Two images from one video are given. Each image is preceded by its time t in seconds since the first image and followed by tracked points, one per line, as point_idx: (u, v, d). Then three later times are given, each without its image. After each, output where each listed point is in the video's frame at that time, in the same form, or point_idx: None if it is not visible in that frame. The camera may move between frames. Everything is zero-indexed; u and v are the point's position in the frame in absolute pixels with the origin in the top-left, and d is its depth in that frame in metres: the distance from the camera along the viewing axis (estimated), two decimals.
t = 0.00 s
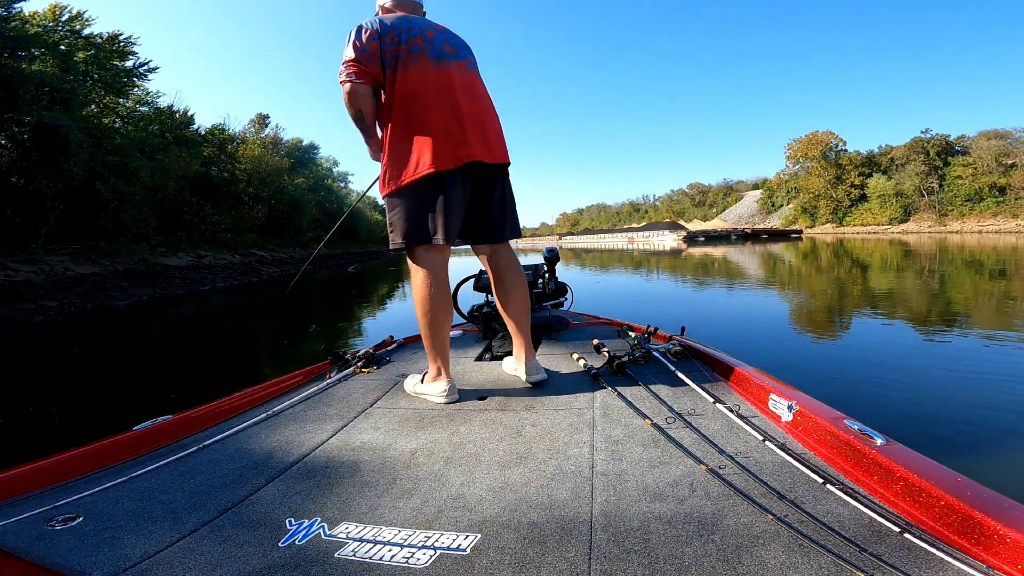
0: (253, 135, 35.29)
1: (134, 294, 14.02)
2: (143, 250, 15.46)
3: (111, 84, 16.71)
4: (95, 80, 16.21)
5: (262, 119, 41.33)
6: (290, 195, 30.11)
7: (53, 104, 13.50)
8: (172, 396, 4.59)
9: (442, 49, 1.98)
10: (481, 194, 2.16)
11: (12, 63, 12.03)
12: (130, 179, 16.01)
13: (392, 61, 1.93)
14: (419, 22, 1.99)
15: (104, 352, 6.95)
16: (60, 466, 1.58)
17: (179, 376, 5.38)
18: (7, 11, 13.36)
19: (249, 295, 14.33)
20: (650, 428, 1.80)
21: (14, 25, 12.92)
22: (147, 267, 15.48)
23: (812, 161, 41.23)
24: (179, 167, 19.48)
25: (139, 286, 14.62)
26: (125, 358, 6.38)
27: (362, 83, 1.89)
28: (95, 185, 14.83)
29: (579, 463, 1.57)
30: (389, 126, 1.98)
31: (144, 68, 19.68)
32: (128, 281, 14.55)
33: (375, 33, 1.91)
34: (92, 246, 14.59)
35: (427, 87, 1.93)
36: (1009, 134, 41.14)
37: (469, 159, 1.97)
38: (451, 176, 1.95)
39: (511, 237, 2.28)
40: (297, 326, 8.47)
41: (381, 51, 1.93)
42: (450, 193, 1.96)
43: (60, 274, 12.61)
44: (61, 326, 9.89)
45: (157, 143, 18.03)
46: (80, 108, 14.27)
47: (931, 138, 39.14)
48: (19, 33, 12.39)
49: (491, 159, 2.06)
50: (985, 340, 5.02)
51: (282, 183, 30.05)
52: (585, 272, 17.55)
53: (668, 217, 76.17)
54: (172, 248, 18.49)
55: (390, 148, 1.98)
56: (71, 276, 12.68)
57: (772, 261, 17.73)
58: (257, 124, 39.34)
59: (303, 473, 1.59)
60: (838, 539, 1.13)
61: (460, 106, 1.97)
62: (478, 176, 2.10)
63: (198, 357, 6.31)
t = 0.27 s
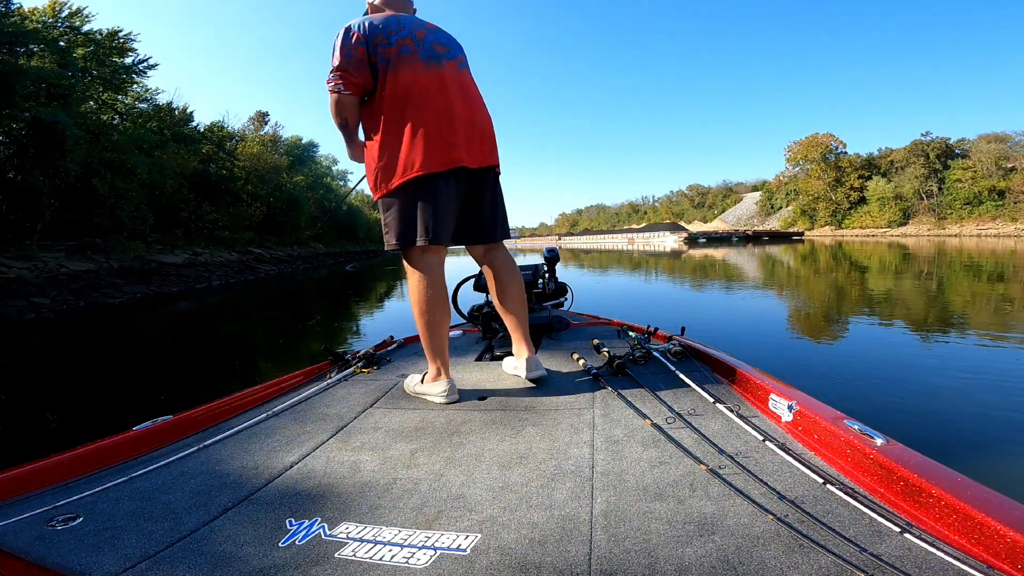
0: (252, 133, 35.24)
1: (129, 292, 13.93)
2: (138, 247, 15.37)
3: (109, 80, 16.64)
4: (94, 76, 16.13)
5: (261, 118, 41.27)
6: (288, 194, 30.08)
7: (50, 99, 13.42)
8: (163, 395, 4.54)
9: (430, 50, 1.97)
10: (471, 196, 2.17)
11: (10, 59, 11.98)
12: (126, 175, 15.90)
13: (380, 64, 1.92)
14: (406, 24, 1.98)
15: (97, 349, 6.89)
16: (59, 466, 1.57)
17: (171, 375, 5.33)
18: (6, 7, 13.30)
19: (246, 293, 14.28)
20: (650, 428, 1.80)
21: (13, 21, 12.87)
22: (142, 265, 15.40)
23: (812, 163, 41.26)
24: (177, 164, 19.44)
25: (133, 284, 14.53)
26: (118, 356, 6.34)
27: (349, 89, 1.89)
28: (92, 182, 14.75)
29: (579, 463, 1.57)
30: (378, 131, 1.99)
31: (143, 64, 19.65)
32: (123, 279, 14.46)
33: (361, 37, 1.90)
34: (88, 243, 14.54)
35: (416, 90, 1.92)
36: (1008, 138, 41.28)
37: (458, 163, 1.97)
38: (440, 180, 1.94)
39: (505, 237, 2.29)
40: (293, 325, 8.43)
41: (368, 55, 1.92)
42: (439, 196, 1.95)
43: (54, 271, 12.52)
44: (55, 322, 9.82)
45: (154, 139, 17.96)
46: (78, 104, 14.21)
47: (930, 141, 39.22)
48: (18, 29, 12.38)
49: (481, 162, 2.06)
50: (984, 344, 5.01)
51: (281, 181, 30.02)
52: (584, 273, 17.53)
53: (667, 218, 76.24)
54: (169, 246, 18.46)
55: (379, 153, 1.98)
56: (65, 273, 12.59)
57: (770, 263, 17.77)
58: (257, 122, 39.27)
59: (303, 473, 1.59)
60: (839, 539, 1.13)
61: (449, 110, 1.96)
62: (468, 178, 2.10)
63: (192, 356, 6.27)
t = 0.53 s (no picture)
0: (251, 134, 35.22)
1: (125, 293, 13.87)
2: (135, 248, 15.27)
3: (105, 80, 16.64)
4: (90, 76, 16.13)
5: (259, 118, 41.22)
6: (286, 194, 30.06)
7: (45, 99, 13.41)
8: (159, 398, 4.49)
9: (431, 50, 1.99)
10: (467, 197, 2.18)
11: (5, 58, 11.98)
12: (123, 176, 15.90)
13: (380, 60, 1.92)
14: (406, 23, 1.99)
15: (93, 351, 6.85)
16: (59, 466, 1.57)
17: (167, 377, 5.29)
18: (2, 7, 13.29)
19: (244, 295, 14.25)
20: (650, 428, 1.80)
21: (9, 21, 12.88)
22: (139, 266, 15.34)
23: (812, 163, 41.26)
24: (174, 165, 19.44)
25: (130, 285, 14.47)
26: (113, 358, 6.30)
27: (350, 83, 1.87)
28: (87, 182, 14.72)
29: (580, 463, 1.57)
30: (377, 126, 1.97)
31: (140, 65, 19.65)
32: (119, 280, 14.40)
33: (362, 32, 1.90)
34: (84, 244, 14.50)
35: (417, 87, 1.92)
36: (1008, 137, 41.29)
37: (458, 161, 1.98)
38: (441, 177, 1.94)
39: (501, 237, 2.30)
40: (291, 326, 8.41)
41: (369, 51, 1.92)
42: (440, 192, 1.94)
43: (50, 272, 12.47)
44: (50, 324, 9.78)
45: (150, 139, 17.95)
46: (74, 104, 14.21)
47: (929, 141, 39.26)
48: (13, 28, 12.42)
49: (479, 162, 2.08)
50: (984, 344, 4.99)
51: (279, 182, 30.01)
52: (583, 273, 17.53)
53: (667, 218, 76.27)
54: (166, 247, 18.44)
55: (378, 148, 1.96)
56: (60, 274, 12.53)
57: (770, 263, 17.81)
58: (255, 122, 39.26)
59: (303, 473, 1.59)
60: (839, 540, 1.13)
61: (449, 109, 1.97)
62: (465, 178, 2.11)
63: (188, 358, 6.23)
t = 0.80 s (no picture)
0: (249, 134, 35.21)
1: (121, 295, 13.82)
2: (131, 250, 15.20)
3: (101, 82, 16.66)
4: (86, 78, 16.15)
5: (257, 118, 41.19)
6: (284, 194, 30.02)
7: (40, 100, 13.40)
8: (153, 403, 4.45)
9: (430, 50, 1.99)
10: (466, 197, 2.17)
11: None
12: (119, 177, 15.66)
13: (380, 59, 1.92)
14: (406, 23, 2.00)
15: (89, 354, 6.82)
16: (59, 466, 1.57)
17: (162, 381, 5.26)
18: None
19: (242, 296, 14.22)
20: (650, 428, 1.80)
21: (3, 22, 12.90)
22: (136, 268, 15.28)
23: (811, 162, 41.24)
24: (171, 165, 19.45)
25: (126, 287, 14.41)
26: (109, 361, 6.27)
27: (350, 81, 1.86)
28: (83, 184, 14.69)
29: (580, 463, 1.57)
30: (377, 125, 1.96)
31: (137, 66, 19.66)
32: (115, 282, 14.34)
33: (362, 31, 1.90)
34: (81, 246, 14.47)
35: (417, 86, 1.92)
36: (1007, 135, 41.26)
37: (458, 162, 1.98)
38: (441, 177, 1.94)
39: (501, 238, 2.31)
40: (289, 328, 8.38)
41: (368, 50, 1.92)
42: (440, 192, 1.93)
43: (45, 275, 12.42)
44: (46, 327, 9.75)
45: (148, 140, 17.96)
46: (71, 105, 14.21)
47: (928, 139, 39.24)
48: (8, 30, 12.46)
49: (479, 162, 2.08)
50: (985, 343, 4.97)
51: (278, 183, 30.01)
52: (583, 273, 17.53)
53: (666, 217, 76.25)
54: (164, 249, 18.42)
55: (377, 148, 1.95)
56: (55, 277, 12.46)
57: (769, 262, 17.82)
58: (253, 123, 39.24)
59: (303, 473, 1.60)
60: (840, 540, 1.13)
61: (449, 109, 1.97)
62: (465, 178, 2.10)
63: (184, 361, 6.20)
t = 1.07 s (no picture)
0: (247, 134, 35.21)
1: (118, 296, 13.75)
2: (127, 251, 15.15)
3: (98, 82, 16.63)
4: (83, 78, 16.12)
5: (256, 119, 41.21)
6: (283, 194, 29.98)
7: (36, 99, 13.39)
8: (147, 406, 4.41)
9: (430, 50, 1.99)
10: (467, 197, 2.18)
11: None
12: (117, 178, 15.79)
13: (379, 61, 1.92)
14: (405, 23, 2.00)
15: (85, 355, 6.79)
16: (60, 465, 1.58)
17: (157, 383, 5.21)
18: None
19: (240, 297, 14.18)
20: (650, 429, 1.80)
21: None
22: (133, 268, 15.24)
23: (810, 162, 41.20)
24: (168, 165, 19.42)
25: (123, 288, 14.35)
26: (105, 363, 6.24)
27: (349, 83, 1.86)
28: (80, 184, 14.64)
29: (579, 462, 1.58)
30: (377, 127, 1.96)
31: (134, 66, 19.64)
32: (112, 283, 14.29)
33: (361, 34, 1.91)
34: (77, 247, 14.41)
35: (417, 86, 1.92)
36: (1007, 134, 41.21)
37: (459, 162, 1.97)
38: (442, 177, 1.94)
39: (502, 237, 2.31)
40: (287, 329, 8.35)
41: (368, 52, 1.92)
42: (441, 192, 1.93)
43: (40, 275, 12.37)
44: (43, 328, 9.73)
45: (145, 140, 17.93)
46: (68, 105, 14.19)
47: (928, 138, 39.24)
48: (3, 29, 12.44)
49: (480, 161, 2.07)
50: (985, 342, 4.96)
51: (276, 183, 30.00)
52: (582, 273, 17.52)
53: (666, 217, 76.34)
54: (162, 249, 18.42)
55: (378, 150, 1.95)
56: (50, 278, 12.40)
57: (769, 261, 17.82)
58: (252, 123, 39.23)
59: (304, 472, 1.60)
60: (839, 539, 1.13)
61: (449, 109, 1.97)
62: (466, 178, 2.10)
63: (181, 362, 6.16)
